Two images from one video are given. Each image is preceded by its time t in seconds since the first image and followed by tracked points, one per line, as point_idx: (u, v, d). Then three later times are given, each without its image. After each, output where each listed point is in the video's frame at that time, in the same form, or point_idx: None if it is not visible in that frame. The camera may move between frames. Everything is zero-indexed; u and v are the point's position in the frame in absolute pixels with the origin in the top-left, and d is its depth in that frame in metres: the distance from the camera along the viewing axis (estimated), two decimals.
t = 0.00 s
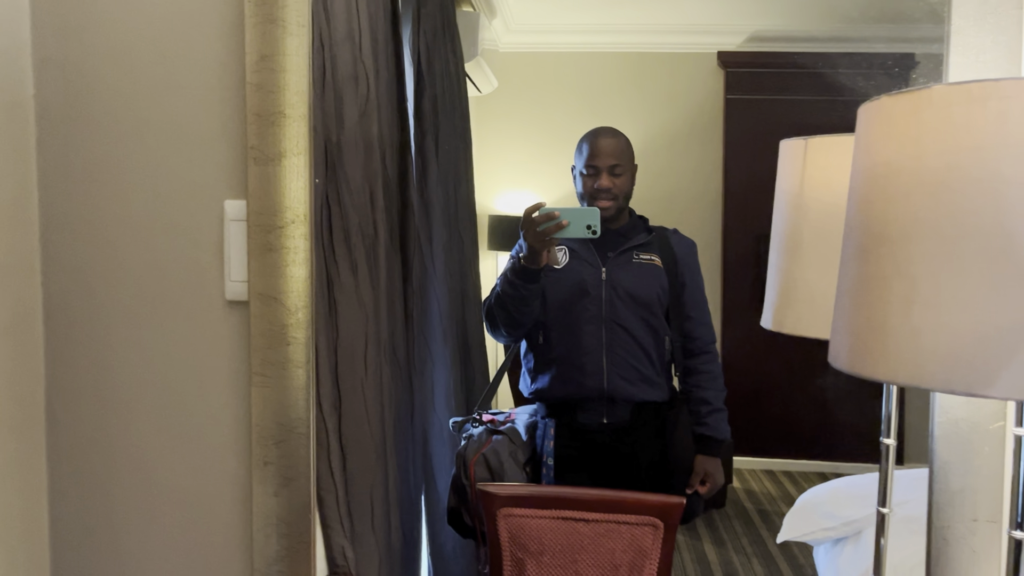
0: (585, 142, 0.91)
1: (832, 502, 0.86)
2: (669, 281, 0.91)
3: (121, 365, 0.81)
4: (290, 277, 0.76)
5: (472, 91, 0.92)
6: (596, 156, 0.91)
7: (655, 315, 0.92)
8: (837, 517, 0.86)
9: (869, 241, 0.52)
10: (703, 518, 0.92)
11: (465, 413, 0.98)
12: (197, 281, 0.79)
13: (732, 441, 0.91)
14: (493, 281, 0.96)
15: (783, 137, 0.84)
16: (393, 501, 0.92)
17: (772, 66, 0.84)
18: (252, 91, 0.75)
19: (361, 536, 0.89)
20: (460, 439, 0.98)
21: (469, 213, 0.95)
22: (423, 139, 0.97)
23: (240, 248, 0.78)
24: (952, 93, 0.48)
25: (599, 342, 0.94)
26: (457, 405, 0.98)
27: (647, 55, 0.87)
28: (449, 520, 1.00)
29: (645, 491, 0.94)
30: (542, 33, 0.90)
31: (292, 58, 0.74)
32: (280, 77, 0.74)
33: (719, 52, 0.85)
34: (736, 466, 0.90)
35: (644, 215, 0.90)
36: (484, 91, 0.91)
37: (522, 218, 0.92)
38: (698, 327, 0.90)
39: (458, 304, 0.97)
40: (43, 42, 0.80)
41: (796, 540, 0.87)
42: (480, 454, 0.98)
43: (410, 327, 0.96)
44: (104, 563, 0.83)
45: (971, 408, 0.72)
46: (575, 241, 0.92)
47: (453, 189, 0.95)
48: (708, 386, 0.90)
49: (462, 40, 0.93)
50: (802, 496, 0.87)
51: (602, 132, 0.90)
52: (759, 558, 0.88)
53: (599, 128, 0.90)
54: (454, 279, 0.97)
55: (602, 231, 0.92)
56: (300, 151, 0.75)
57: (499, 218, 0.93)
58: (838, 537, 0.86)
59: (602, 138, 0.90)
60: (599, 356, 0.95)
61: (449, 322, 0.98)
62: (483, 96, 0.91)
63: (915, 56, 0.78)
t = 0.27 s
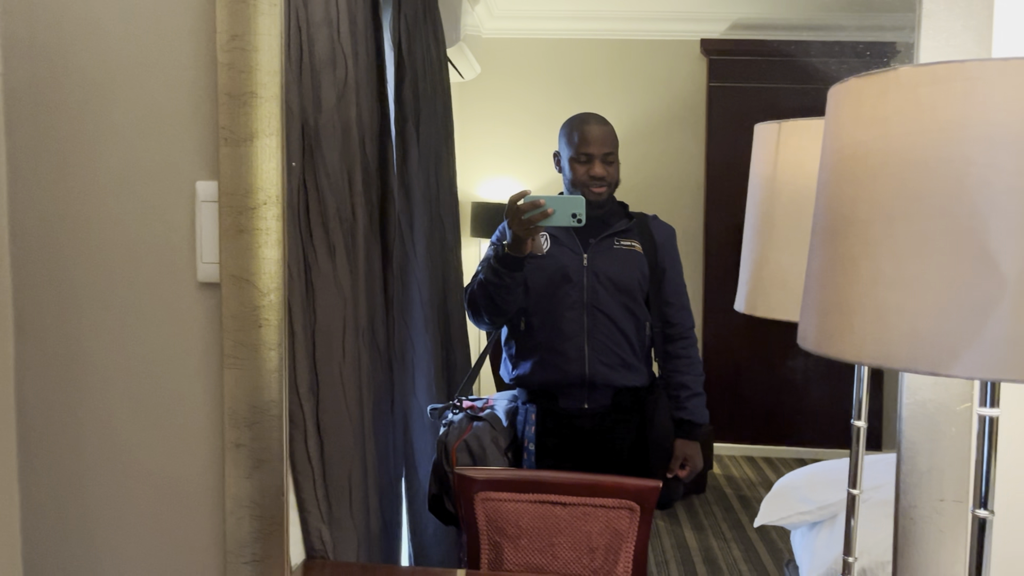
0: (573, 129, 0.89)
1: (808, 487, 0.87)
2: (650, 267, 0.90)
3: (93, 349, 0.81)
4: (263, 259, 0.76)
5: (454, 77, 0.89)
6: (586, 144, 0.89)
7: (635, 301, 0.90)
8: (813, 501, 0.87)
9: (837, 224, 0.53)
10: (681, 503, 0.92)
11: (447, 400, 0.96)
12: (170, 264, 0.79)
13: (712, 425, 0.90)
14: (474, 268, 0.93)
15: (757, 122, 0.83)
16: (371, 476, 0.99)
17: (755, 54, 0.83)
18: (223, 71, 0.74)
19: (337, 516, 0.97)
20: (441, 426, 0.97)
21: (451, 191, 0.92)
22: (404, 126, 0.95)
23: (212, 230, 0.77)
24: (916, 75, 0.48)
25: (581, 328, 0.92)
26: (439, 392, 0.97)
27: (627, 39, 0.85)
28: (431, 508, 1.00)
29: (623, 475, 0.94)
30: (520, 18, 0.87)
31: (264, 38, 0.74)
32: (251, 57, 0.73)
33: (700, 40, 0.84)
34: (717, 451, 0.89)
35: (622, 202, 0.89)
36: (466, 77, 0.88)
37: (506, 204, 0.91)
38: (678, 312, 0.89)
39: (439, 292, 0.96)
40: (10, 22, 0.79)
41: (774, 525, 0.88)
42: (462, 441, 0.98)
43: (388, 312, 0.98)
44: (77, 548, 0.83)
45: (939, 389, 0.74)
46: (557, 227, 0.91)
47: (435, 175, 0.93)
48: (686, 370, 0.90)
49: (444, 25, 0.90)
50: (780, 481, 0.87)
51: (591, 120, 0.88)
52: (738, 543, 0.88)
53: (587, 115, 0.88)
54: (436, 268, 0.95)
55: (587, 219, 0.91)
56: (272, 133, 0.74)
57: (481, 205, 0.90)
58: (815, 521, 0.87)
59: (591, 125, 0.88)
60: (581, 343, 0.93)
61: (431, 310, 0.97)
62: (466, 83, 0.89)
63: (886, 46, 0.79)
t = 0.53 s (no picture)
0: (561, 122, 0.98)
1: (776, 470, 0.90)
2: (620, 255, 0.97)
3: (54, 335, 0.80)
4: (225, 242, 0.75)
5: (429, 61, 0.97)
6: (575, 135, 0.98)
7: (607, 287, 0.98)
8: (781, 485, 0.88)
9: (798, 209, 0.53)
10: (653, 488, 0.97)
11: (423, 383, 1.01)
12: (130, 248, 0.78)
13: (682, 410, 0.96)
14: (451, 256, 1.00)
15: (724, 107, 0.88)
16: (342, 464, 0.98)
17: (724, 45, 0.89)
18: (185, 52, 0.73)
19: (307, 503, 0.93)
20: (414, 414, 1.01)
21: (426, 184, 0.99)
22: (377, 113, 0.98)
23: (176, 214, 0.76)
24: (874, 61, 0.49)
25: (554, 315, 1.00)
26: (413, 373, 1.02)
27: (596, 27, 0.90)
28: (404, 495, 1.00)
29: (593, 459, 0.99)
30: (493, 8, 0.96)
31: (227, 20, 0.73)
32: (215, 37, 0.73)
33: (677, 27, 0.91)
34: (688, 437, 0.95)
35: (598, 190, 0.97)
36: (440, 62, 0.97)
37: (486, 193, 0.97)
38: (648, 298, 0.96)
39: (414, 276, 1.00)
40: None
41: (744, 508, 0.92)
42: (435, 427, 1.01)
43: (362, 298, 0.99)
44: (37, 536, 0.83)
45: (895, 372, 0.75)
46: (532, 217, 0.98)
47: (408, 158, 0.98)
48: (658, 355, 0.96)
49: (418, 12, 0.97)
50: (748, 464, 0.91)
51: (579, 113, 0.98)
52: (709, 526, 0.93)
53: (569, 103, 0.98)
54: (410, 253, 1.00)
55: (563, 208, 0.97)
56: (235, 115, 0.74)
57: (456, 189, 0.98)
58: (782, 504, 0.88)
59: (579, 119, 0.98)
60: (553, 330, 1.00)
61: (404, 293, 1.01)
62: (440, 67, 0.97)
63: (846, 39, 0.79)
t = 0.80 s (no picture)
0: (527, 91, 0.90)
1: (732, 437, 0.90)
2: (579, 224, 0.92)
3: None
4: (165, 197, 0.76)
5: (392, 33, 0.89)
6: (539, 105, 0.90)
7: (566, 257, 0.93)
8: (735, 451, 0.89)
9: (725, 159, 0.54)
10: (616, 460, 0.94)
11: (380, 353, 0.95)
12: (71, 202, 0.78)
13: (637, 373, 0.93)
14: (410, 227, 0.94)
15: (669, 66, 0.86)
16: (297, 429, 0.98)
17: (680, 15, 0.86)
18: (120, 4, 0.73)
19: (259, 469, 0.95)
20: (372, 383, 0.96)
21: (387, 151, 0.91)
22: (334, 77, 0.93)
23: (112, 168, 0.77)
24: (797, 10, 0.49)
25: (514, 286, 0.94)
26: (373, 345, 0.96)
27: None
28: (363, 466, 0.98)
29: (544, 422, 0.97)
30: None
31: None
32: None
33: None
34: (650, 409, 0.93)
35: (555, 159, 0.91)
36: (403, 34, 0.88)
37: (453, 165, 0.91)
38: (605, 266, 0.92)
39: (373, 250, 0.95)
40: None
41: (699, 475, 0.91)
42: (394, 398, 0.97)
43: (318, 264, 0.96)
44: None
45: (830, 326, 0.80)
46: (507, 194, 0.93)
47: (368, 133, 0.92)
48: (613, 321, 0.93)
49: None
50: (705, 432, 0.90)
51: (546, 82, 0.89)
52: (668, 497, 0.92)
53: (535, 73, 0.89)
54: (368, 224, 0.95)
55: (533, 184, 0.92)
56: (173, 69, 0.74)
57: (419, 163, 0.91)
58: (735, 470, 0.90)
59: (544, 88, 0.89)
60: (513, 300, 0.95)
61: (363, 266, 0.96)
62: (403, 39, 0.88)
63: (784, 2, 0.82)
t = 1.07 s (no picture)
0: (515, 85, 0.88)
1: (723, 434, 0.89)
2: (572, 221, 0.91)
3: None
4: (156, 198, 0.75)
5: (382, 28, 0.88)
6: (522, 99, 0.89)
7: (559, 256, 0.92)
8: (727, 449, 0.89)
9: (723, 162, 0.54)
10: (608, 458, 0.94)
11: (372, 351, 0.95)
12: (59, 202, 0.78)
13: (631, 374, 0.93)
14: (403, 224, 0.93)
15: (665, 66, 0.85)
16: (289, 427, 0.97)
17: (678, 13, 0.86)
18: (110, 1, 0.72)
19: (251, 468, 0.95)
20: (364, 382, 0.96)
21: (377, 142, 0.90)
22: (326, 76, 0.92)
23: (103, 169, 0.76)
24: (796, 13, 0.49)
25: (506, 285, 0.93)
26: (365, 343, 0.95)
27: None
28: (356, 465, 0.98)
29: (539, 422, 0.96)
30: None
31: None
32: None
33: None
34: (641, 405, 0.91)
35: (548, 155, 0.90)
36: (395, 30, 0.87)
37: (444, 161, 0.89)
38: (599, 265, 0.91)
39: (364, 248, 0.95)
40: None
41: (691, 472, 0.91)
42: (387, 397, 0.96)
43: (309, 263, 0.96)
44: None
45: (826, 327, 0.81)
46: (495, 189, 0.91)
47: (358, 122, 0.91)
48: (607, 321, 0.92)
49: None
50: (698, 430, 0.90)
51: (533, 76, 0.88)
52: (660, 494, 0.91)
53: (524, 68, 0.88)
54: (360, 221, 0.94)
55: (523, 180, 0.90)
56: (163, 68, 0.73)
57: (411, 160, 0.89)
58: (729, 467, 0.90)
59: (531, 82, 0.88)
60: (506, 299, 0.93)
61: (354, 263, 0.95)
62: (394, 36, 0.87)
63: (781, 1, 0.82)
